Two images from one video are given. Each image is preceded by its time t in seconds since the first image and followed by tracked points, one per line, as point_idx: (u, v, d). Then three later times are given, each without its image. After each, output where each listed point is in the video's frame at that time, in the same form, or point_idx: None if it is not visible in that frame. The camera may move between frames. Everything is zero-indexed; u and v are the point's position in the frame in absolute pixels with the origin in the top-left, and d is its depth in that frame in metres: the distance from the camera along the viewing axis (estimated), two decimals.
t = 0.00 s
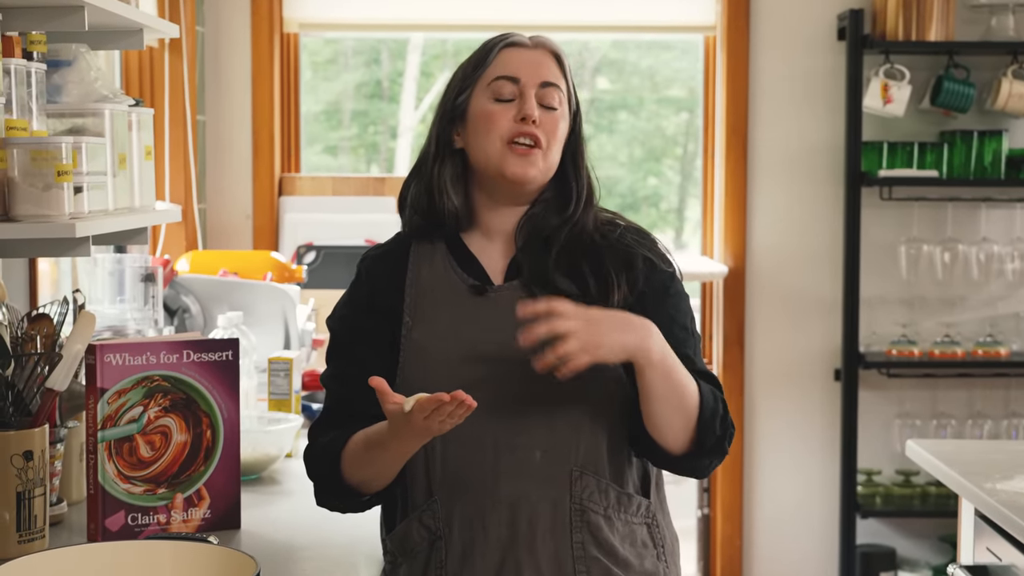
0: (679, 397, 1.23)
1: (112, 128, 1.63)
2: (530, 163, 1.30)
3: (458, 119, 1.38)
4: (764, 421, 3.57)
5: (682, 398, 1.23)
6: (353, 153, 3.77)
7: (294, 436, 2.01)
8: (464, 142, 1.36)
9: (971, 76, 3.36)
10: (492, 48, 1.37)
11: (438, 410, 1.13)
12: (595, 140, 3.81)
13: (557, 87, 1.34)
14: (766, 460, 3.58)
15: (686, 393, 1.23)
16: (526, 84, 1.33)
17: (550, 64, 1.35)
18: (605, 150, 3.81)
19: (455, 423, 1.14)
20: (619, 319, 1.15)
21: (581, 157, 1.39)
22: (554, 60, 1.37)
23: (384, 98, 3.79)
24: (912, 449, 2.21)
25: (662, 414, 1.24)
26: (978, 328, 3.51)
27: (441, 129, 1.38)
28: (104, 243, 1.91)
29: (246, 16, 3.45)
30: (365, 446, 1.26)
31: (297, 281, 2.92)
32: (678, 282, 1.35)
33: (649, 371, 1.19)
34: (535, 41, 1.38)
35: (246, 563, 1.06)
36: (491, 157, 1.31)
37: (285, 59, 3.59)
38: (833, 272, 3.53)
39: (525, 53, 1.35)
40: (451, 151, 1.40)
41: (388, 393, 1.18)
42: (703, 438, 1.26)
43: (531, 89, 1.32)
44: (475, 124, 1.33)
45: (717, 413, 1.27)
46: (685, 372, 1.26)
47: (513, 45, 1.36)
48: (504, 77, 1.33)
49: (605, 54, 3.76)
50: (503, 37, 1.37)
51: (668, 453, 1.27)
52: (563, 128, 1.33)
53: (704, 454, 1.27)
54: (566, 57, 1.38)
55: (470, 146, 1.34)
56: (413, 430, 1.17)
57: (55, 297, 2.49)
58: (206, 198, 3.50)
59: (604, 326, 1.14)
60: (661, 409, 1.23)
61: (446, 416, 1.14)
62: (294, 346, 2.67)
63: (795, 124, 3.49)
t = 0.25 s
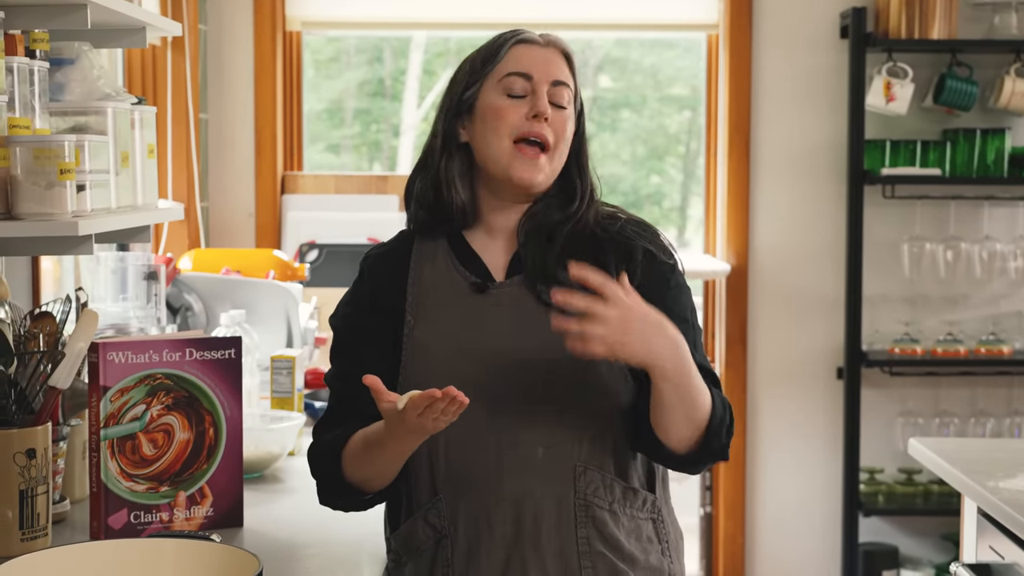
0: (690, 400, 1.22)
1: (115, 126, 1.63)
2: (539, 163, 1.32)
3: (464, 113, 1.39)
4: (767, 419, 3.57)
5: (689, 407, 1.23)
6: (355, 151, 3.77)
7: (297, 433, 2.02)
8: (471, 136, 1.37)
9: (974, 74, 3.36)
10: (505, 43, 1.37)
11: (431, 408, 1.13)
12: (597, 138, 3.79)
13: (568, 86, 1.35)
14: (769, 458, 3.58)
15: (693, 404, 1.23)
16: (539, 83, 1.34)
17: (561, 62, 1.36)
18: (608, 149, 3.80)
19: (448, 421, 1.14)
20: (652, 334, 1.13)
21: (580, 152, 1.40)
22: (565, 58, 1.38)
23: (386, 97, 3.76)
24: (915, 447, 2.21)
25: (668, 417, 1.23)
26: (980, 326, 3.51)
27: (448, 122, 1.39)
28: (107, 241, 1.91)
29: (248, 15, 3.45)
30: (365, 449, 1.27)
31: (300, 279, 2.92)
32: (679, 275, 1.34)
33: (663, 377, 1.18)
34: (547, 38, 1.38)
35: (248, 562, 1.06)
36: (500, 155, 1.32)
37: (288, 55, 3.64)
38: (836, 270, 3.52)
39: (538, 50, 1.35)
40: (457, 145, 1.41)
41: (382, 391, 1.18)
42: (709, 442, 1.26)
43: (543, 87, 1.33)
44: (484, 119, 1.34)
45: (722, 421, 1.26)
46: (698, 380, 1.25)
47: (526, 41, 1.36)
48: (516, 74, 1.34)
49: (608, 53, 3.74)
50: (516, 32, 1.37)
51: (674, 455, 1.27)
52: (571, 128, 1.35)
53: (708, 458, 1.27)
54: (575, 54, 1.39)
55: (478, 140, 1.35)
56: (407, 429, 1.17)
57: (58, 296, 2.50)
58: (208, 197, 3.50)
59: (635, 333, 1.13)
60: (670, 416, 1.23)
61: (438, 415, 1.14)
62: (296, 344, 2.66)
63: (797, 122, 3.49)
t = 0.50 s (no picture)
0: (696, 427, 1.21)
1: (114, 125, 1.63)
2: (527, 167, 1.30)
3: (457, 120, 1.39)
4: (767, 418, 3.57)
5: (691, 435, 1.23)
6: (355, 150, 3.77)
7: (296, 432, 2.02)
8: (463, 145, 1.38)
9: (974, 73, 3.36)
10: (486, 48, 1.36)
11: (430, 410, 1.13)
12: (597, 137, 3.80)
13: (553, 85, 1.34)
14: (769, 458, 3.58)
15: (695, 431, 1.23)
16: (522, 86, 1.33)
17: (544, 62, 1.34)
18: (608, 148, 3.80)
19: (447, 424, 1.14)
20: (661, 369, 1.12)
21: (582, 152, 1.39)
22: (549, 57, 1.36)
23: (386, 95, 3.77)
24: (915, 446, 2.21)
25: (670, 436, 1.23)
26: (980, 325, 3.50)
27: (439, 132, 1.40)
28: (106, 240, 1.91)
29: (248, 13, 3.45)
30: (365, 450, 1.27)
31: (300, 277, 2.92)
32: (682, 278, 1.35)
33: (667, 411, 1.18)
34: (529, 37, 1.36)
35: (249, 562, 1.06)
36: (486, 163, 1.32)
37: (288, 54, 3.63)
38: (836, 269, 3.52)
39: (519, 52, 1.34)
40: (451, 153, 1.41)
41: (382, 393, 1.18)
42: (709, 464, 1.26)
43: (524, 90, 1.32)
44: (471, 127, 1.34)
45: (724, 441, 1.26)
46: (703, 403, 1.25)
47: (506, 44, 1.35)
48: (497, 79, 1.33)
49: (608, 52, 3.74)
50: (497, 35, 1.37)
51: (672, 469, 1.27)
52: (559, 128, 1.33)
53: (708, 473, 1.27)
54: (560, 51, 1.37)
55: (468, 149, 1.35)
56: (406, 430, 1.17)
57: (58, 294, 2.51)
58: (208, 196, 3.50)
59: (645, 370, 1.11)
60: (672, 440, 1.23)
61: (438, 417, 1.14)
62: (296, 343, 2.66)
63: (797, 120, 3.49)
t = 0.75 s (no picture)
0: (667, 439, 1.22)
1: (113, 125, 1.63)
2: (525, 180, 1.31)
3: (456, 122, 1.38)
4: (767, 418, 3.57)
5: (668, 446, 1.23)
6: (355, 150, 3.77)
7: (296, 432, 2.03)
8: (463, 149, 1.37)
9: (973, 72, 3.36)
10: (487, 53, 1.34)
11: (427, 415, 1.13)
12: (597, 137, 3.80)
13: (553, 93, 1.33)
14: (770, 457, 3.58)
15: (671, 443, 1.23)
16: (522, 95, 1.32)
17: (545, 69, 1.33)
18: (607, 148, 3.80)
19: (445, 426, 1.14)
20: (612, 402, 1.14)
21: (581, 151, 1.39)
22: (550, 63, 1.34)
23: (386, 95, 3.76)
24: (914, 446, 2.21)
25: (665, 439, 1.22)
26: (980, 325, 3.50)
27: (439, 133, 1.39)
28: (106, 240, 1.91)
29: (248, 13, 3.45)
30: (365, 453, 1.27)
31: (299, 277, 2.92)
32: (681, 276, 1.35)
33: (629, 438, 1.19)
34: (530, 42, 1.34)
35: (248, 562, 1.06)
36: (486, 173, 1.32)
37: (287, 54, 3.63)
38: (836, 270, 3.52)
39: (520, 59, 1.32)
40: (451, 153, 1.40)
41: (379, 396, 1.17)
42: (700, 463, 1.26)
43: (524, 99, 1.31)
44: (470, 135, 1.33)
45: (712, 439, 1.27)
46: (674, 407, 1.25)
47: (507, 50, 1.33)
48: (498, 88, 1.32)
49: (607, 51, 3.74)
50: (498, 38, 1.35)
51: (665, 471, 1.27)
52: (559, 137, 1.33)
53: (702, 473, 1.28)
54: (561, 56, 1.35)
55: (468, 155, 1.35)
56: (404, 433, 1.17)
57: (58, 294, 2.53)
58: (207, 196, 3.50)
59: (593, 405, 1.13)
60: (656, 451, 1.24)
61: (436, 420, 1.13)
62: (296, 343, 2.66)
63: (797, 120, 3.49)
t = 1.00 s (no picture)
0: (658, 411, 1.20)
1: (112, 125, 1.62)
2: (531, 190, 1.30)
3: (464, 122, 1.36)
4: (766, 417, 3.57)
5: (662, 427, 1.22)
6: (354, 150, 3.78)
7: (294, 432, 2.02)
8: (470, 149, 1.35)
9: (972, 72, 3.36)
10: (502, 57, 1.31)
11: (419, 416, 1.13)
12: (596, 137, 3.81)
13: (566, 105, 1.31)
14: (769, 457, 3.58)
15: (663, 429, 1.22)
16: (536, 105, 1.29)
17: (559, 82, 1.31)
18: (606, 147, 3.82)
19: (437, 427, 1.14)
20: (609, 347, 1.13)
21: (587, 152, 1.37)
22: (564, 74, 1.32)
23: (384, 95, 3.81)
24: (911, 446, 2.21)
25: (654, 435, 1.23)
26: (978, 325, 3.51)
27: (447, 129, 1.37)
28: (105, 240, 1.91)
29: (246, 13, 3.45)
30: (360, 450, 1.27)
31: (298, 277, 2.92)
32: (679, 280, 1.34)
33: (619, 399, 1.17)
34: (546, 52, 1.32)
35: (247, 562, 1.06)
36: (493, 179, 1.30)
37: (285, 55, 3.58)
38: (835, 270, 3.52)
39: (535, 69, 1.30)
40: (458, 151, 1.39)
41: (372, 394, 1.17)
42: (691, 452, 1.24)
43: (537, 110, 1.29)
44: (479, 139, 1.31)
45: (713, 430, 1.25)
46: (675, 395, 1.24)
47: (523, 59, 1.30)
48: (510, 96, 1.29)
49: (606, 51, 3.78)
50: (514, 44, 1.31)
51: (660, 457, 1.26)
52: (568, 148, 1.31)
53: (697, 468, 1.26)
54: (575, 68, 1.33)
55: (474, 157, 1.33)
56: (396, 432, 1.18)
57: (57, 294, 2.53)
58: (207, 195, 3.51)
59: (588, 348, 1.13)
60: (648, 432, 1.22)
61: (427, 421, 1.14)
62: (294, 342, 2.66)
63: (796, 119, 3.49)
